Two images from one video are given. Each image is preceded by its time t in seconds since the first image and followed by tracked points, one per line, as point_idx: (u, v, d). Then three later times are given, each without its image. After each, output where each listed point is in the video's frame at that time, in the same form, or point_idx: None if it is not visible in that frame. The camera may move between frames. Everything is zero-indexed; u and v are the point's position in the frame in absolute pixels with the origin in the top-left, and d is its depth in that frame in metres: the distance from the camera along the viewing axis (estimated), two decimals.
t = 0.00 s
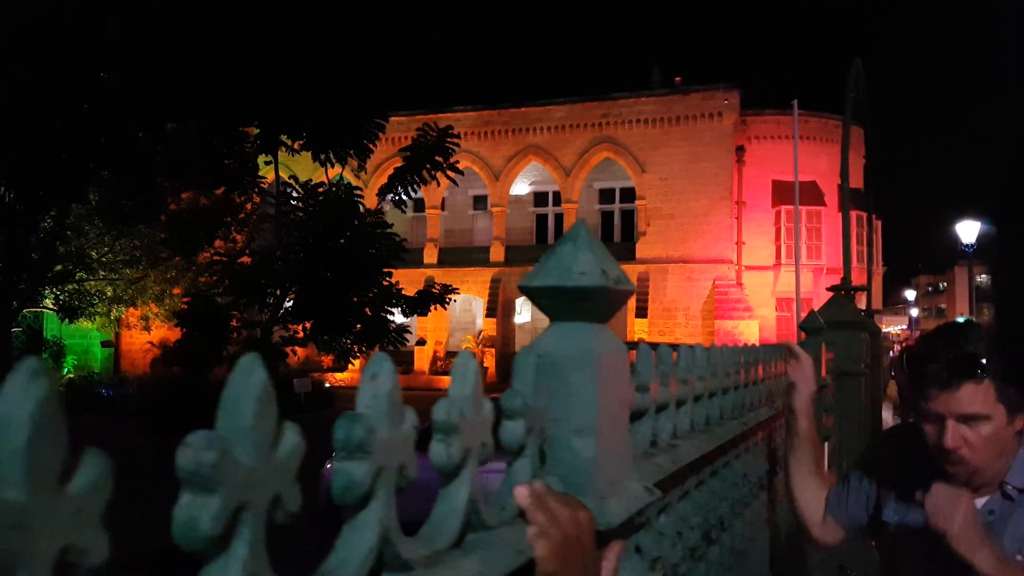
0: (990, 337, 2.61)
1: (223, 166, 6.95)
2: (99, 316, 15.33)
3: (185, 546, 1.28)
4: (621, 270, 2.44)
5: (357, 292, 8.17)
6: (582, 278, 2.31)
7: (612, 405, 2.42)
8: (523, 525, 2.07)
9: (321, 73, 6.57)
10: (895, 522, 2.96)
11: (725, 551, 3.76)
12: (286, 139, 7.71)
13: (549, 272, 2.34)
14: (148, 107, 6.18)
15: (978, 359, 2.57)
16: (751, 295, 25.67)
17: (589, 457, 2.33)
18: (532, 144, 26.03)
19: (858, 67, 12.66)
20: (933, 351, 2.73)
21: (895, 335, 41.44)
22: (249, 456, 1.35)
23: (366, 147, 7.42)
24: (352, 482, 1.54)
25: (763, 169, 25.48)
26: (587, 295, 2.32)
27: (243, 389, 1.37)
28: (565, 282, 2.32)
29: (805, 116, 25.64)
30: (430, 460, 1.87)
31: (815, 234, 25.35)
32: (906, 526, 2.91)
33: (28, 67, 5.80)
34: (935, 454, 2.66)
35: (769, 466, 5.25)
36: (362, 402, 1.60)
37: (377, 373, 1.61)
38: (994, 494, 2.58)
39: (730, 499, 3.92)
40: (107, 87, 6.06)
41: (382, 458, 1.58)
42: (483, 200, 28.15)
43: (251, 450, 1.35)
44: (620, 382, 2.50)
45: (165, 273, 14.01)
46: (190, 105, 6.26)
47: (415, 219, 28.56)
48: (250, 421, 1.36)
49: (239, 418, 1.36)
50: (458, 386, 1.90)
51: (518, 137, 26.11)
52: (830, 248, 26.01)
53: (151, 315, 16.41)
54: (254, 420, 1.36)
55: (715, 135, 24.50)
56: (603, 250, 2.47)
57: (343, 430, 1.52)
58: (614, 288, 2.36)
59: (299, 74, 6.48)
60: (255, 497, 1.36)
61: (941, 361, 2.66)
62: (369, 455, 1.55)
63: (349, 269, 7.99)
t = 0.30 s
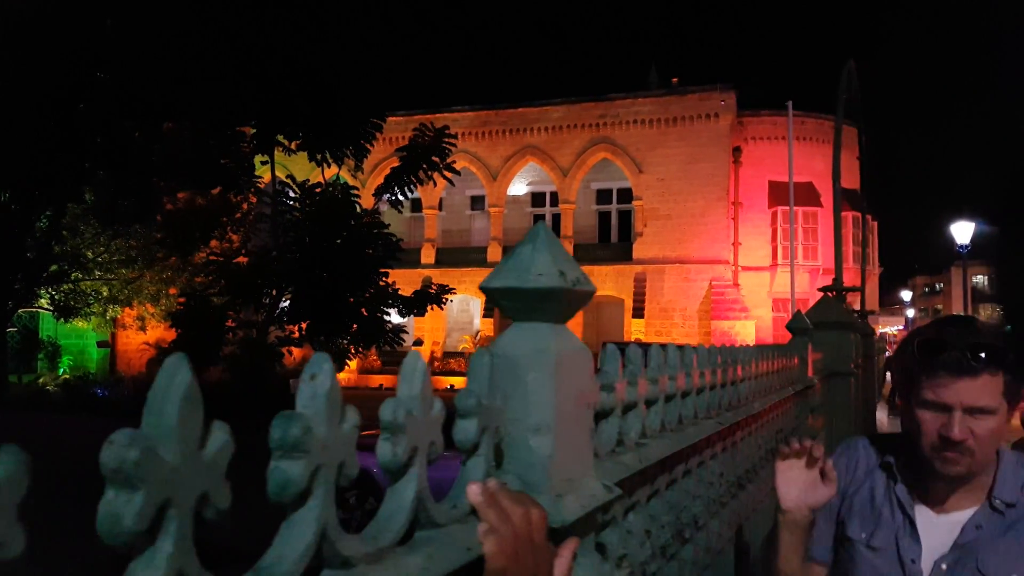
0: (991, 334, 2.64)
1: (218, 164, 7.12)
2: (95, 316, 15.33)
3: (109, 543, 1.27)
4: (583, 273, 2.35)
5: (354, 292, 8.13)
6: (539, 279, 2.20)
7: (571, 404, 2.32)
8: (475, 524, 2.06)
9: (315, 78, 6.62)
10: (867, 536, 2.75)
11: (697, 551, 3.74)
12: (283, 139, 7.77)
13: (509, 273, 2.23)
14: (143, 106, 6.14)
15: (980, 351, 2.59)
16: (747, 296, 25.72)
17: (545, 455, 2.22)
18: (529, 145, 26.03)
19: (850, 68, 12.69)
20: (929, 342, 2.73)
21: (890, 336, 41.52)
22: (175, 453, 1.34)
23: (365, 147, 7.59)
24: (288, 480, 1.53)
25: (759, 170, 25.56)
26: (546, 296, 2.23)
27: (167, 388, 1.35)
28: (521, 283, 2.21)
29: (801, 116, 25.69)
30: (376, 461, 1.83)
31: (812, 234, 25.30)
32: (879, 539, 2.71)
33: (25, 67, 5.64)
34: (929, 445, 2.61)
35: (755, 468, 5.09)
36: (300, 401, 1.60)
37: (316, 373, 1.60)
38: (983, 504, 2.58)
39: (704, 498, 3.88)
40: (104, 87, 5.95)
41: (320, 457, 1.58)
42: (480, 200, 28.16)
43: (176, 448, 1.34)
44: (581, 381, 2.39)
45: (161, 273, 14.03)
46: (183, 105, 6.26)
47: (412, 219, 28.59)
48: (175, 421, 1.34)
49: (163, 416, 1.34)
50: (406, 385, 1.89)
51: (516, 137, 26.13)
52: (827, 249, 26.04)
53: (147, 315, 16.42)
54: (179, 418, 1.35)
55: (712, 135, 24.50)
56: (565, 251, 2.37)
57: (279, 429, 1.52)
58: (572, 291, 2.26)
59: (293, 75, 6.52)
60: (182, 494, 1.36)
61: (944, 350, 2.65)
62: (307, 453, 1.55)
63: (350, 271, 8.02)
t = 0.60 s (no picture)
0: (1004, 344, 2.38)
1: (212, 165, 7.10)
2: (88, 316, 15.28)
3: (49, 557, 1.28)
4: (552, 279, 2.35)
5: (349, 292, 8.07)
6: (507, 287, 2.21)
7: (541, 412, 2.33)
8: (437, 531, 2.07)
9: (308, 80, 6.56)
10: (855, 563, 2.42)
11: (675, 552, 3.76)
12: (277, 139, 7.71)
13: (476, 280, 2.24)
14: (138, 107, 6.04)
15: (1004, 363, 2.31)
16: (742, 296, 25.76)
17: (512, 462, 2.22)
18: (525, 145, 26.04)
19: (844, 69, 12.69)
20: (944, 347, 2.38)
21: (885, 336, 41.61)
22: (116, 468, 1.36)
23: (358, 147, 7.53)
24: (238, 490, 1.51)
25: (754, 171, 25.62)
26: (514, 304, 2.24)
27: (107, 403, 1.37)
28: (489, 290, 2.22)
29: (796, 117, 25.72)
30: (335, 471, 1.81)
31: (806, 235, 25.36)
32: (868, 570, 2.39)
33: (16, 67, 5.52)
34: (953, 468, 2.26)
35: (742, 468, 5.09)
36: (250, 413, 1.59)
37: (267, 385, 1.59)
38: (982, 532, 2.34)
39: (683, 501, 3.91)
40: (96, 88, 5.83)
41: (269, 467, 1.56)
42: (476, 200, 28.13)
43: (117, 462, 1.36)
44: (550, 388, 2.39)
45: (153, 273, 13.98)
46: (176, 105, 6.21)
47: (407, 219, 28.56)
48: (116, 432, 1.37)
49: (105, 429, 1.37)
50: (366, 394, 1.89)
51: (511, 137, 26.12)
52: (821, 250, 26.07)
53: (140, 316, 16.38)
54: (119, 432, 1.37)
55: (707, 137, 24.52)
56: (535, 258, 2.36)
57: (228, 441, 1.50)
58: (540, 297, 2.28)
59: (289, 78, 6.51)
60: (122, 507, 1.38)
61: (967, 358, 2.32)
62: (257, 465, 1.54)
63: (342, 271, 8.00)
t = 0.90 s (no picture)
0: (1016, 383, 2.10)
1: (202, 165, 6.97)
2: (74, 317, 15.14)
3: None
4: (533, 299, 1.87)
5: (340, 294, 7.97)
6: (486, 308, 1.75)
7: (528, 429, 1.84)
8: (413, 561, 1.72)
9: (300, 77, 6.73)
10: None
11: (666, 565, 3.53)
12: (267, 139, 7.72)
13: (451, 301, 1.78)
14: (129, 106, 5.87)
15: (1016, 406, 2.03)
16: (732, 297, 25.81)
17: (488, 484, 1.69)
18: (516, 145, 26.00)
19: (831, 73, 12.76)
20: (947, 381, 2.10)
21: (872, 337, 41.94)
22: (83, 509, 1.26)
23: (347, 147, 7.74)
24: (206, 527, 1.34)
25: (744, 173, 25.70)
26: (489, 330, 1.76)
27: (74, 442, 1.27)
28: (467, 313, 1.76)
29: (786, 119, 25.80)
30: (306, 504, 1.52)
31: (796, 237, 25.42)
32: None
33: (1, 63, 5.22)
34: (951, 517, 1.99)
35: (732, 470, 5.05)
36: (219, 449, 1.42)
37: (237, 418, 1.42)
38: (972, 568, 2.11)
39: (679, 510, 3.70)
40: (85, 86, 5.58)
41: (237, 502, 1.38)
42: (468, 201, 28.07)
43: (84, 502, 1.26)
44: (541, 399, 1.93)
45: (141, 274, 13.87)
46: (174, 104, 6.09)
47: (399, 219, 28.47)
48: (80, 473, 1.26)
49: (69, 472, 1.26)
50: (339, 423, 1.60)
51: (503, 138, 26.08)
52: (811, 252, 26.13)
53: (128, 317, 16.26)
54: (85, 471, 1.27)
55: (698, 139, 24.56)
56: (517, 277, 1.88)
57: (196, 478, 1.33)
58: (519, 321, 1.80)
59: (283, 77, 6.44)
60: (89, 549, 1.28)
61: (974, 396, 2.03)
62: (227, 501, 1.37)
63: (332, 271, 7.82)
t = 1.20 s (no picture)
0: (985, 393, 2.17)
1: (184, 164, 7.01)
2: (55, 317, 15.00)
3: None
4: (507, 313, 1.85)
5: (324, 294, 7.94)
6: (457, 323, 1.71)
7: (501, 441, 1.82)
8: None
9: (293, 81, 6.62)
10: None
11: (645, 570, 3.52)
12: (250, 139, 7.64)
13: (423, 315, 1.75)
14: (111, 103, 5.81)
15: (984, 415, 2.09)
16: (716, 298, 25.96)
17: (460, 499, 1.67)
18: (503, 146, 26.02)
19: (812, 77, 12.87)
20: (919, 389, 2.15)
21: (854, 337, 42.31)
22: (40, 536, 1.24)
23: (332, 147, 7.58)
24: (168, 548, 1.32)
25: (728, 175, 25.89)
26: (462, 347, 1.74)
27: (31, 469, 1.25)
28: (438, 327, 1.72)
29: (769, 122, 26.00)
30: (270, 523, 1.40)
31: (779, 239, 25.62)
32: None
33: None
34: (923, 522, 2.02)
35: (710, 474, 5.09)
36: (182, 471, 1.38)
37: (200, 441, 1.38)
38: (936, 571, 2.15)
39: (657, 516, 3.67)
40: (68, 84, 5.52)
41: (198, 524, 1.35)
42: (454, 201, 28.04)
43: (42, 530, 1.24)
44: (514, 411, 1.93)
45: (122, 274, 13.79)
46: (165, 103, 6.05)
47: (384, 219, 28.40)
48: (38, 502, 1.23)
49: (27, 500, 1.23)
50: (305, 442, 1.47)
51: (489, 138, 26.09)
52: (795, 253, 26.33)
53: (109, 317, 16.13)
54: (43, 499, 1.23)
55: (683, 141, 24.69)
56: (490, 291, 1.87)
57: (158, 501, 1.30)
58: (493, 336, 1.77)
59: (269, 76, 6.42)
60: None
61: (945, 403, 2.08)
62: (189, 522, 1.33)
63: (316, 271, 7.81)
